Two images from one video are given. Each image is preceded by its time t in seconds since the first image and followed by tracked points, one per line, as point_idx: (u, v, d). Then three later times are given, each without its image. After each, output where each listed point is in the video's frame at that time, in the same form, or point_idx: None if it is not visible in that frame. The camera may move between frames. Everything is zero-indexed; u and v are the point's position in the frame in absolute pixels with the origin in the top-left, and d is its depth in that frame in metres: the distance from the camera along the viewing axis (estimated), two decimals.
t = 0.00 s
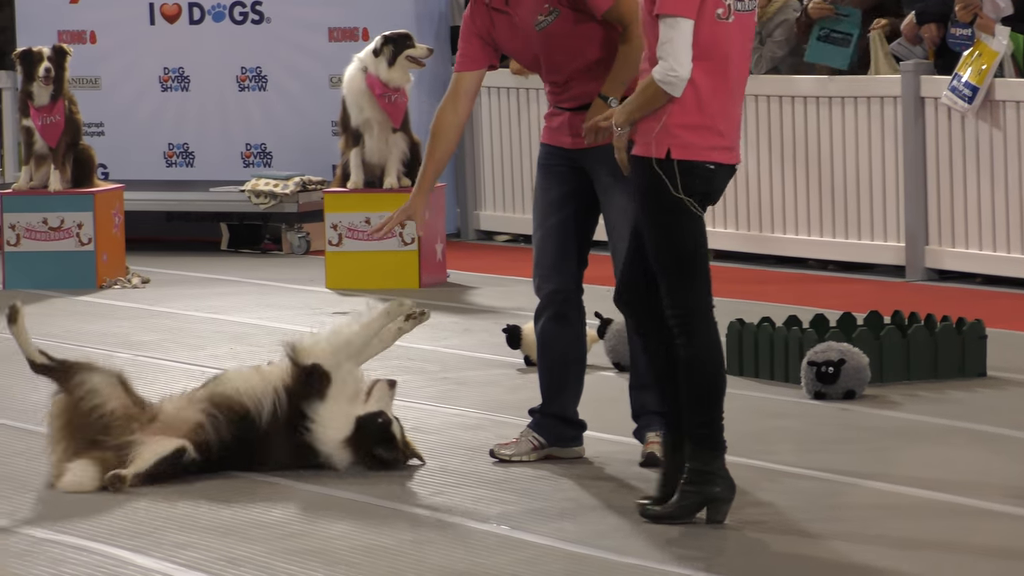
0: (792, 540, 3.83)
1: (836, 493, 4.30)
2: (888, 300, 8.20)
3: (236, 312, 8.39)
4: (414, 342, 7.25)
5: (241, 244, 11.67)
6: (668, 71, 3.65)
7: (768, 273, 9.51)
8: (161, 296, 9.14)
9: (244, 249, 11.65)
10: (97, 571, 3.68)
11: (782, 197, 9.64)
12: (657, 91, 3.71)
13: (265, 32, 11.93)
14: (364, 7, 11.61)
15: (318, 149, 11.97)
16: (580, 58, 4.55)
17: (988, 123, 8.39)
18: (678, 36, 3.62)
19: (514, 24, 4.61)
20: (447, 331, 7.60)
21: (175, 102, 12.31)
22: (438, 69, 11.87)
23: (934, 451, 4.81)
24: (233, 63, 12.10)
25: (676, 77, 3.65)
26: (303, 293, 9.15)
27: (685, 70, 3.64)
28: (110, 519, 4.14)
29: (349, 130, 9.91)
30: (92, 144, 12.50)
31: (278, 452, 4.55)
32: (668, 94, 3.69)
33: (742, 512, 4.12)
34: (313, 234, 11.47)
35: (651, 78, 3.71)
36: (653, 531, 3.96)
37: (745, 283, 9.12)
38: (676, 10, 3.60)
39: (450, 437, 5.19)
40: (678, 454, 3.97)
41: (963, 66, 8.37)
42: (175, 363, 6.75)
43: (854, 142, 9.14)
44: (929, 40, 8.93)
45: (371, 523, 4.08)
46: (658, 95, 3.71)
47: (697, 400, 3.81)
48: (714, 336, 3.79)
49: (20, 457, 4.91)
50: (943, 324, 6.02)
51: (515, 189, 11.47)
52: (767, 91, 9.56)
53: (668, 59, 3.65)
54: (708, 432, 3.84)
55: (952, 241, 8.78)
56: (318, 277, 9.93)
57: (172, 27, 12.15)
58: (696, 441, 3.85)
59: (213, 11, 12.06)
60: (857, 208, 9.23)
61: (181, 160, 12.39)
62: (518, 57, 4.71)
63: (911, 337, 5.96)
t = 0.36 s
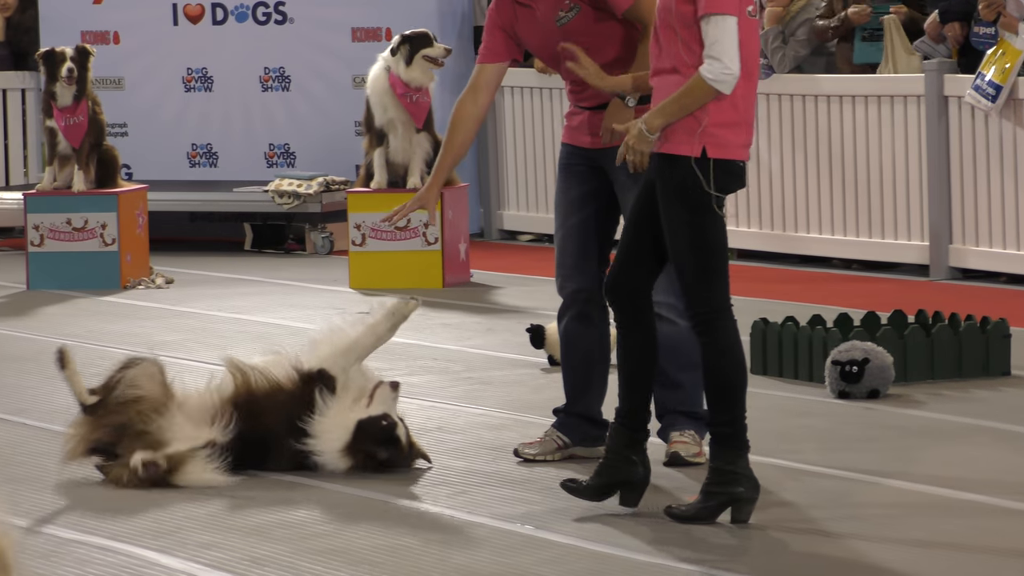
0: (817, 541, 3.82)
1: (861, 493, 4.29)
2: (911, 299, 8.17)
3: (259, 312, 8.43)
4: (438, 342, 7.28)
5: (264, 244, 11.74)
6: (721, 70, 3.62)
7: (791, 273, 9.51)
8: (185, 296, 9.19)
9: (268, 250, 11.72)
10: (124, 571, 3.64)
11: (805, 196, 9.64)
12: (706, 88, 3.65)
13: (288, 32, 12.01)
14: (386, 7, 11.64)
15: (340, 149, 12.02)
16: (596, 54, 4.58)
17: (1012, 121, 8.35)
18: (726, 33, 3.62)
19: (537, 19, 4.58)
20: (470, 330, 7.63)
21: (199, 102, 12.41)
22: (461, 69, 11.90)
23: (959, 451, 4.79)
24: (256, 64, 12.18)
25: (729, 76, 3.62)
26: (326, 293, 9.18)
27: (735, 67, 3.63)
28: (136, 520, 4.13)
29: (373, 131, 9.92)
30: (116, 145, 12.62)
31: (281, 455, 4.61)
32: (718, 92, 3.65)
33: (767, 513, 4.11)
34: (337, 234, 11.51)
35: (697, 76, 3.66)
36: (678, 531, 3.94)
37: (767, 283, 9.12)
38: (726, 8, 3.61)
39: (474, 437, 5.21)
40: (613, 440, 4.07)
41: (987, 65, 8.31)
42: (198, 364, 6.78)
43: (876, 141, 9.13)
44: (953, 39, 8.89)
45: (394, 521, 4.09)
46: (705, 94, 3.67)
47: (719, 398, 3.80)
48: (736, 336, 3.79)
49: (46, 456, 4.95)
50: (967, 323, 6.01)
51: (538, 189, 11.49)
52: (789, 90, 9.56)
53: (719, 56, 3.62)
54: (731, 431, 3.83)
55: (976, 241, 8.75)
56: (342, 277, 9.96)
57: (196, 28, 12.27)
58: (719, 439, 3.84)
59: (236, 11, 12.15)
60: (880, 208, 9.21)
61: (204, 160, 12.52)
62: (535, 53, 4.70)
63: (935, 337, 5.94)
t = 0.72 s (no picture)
0: (841, 542, 3.81)
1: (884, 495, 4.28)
2: (935, 300, 8.16)
3: (282, 312, 8.46)
4: (461, 342, 7.30)
5: (287, 245, 11.80)
6: (694, 80, 3.65)
7: (813, 273, 9.50)
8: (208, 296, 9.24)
9: (291, 250, 11.78)
10: (148, 571, 3.63)
11: (828, 196, 9.63)
12: (676, 102, 3.68)
13: (311, 33, 12.07)
14: (409, 7, 11.67)
15: (363, 150, 12.07)
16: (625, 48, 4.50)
17: None
18: (705, 42, 3.65)
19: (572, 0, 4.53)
20: (493, 331, 7.65)
21: (221, 102, 12.48)
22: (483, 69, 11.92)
23: (983, 453, 4.77)
24: (279, 66, 12.24)
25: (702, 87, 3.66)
26: (350, 294, 9.21)
27: (704, 78, 3.65)
28: (159, 517, 4.12)
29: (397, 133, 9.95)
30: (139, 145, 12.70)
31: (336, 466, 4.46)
32: (686, 104, 3.68)
33: (791, 515, 4.09)
34: (359, 235, 11.56)
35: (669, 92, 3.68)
36: (699, 532, 3.94)
37: (789, 283, 9.12)
38: (705, 16, 3.65)
39: (497, 438, 5.22)
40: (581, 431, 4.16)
41: (1010, 65, 8.24)
42: (222, 364, 6.81)
43: (899, 141, 9.11)
44: (977, 40, 8.87)
45: (416, 521, 4.10)
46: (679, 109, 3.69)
47: (739, 395, 3.77)
48: (752, 330, 3.77)
49: (71, 455, 4.98)
50: (991, 324, 5.99)
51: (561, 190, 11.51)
52: (812, 91, 9.56)
53: (691, 67, 3.65)
54: (753, 429, 3.80)
55: (1000, 242, 8.72)
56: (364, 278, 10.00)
57: (219, 28, 12.35)
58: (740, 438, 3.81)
59: (259, 12, 12.20)
60: (904, 209, 9.18)
61: (227, 161, 12.59)
62: (571, 41, 4.66)
63: (958, 337, 5.93)
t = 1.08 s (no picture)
0: (853, 543, 3.81)
1: (898, 497, 4.27)
2: (948, 301, 8.15)
3: (294, 312, 8.48)
4: (472, 342, 7.31)
5: (300, 245, 11.83)
6: (588, 83, 3.78)
7: (825, 274, 9.49)
8: (220, 296, 9.26)
9: (303, 250, 11.80)
10: (160, 570, 3.64)
11: (841, 198, 9.63)
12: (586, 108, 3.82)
13: (324, 32, 12.10)
14: (421, 7, 11.69)
15: (376, 149, 12.09)
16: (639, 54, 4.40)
17: None
18: (592, 46, 3.78)
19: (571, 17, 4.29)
20: (504, 331, 7.65)
21: (234, 102, 12.51)
22: (496, 69, 11.93)
23: (995, 454, 4.77)
24: (292, 65, 12.26)
25: (599, 87, 3.78)
26: (362, 293, 9.22)
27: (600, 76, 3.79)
28: (170, 517, 4.13)
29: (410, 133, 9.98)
30: (152, 145, 12.73)
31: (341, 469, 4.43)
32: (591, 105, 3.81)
33: (804, 517, 4.07)
34: (372, 234, 11.57)
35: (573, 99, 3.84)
36: (710, 533, 3.94)
37: (802, 284, 9.11)
38: (585, 23, 3.78)
39: (508, 439, 5.22)
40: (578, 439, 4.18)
41: None
42: (233, 363, 6.81)
43: (912, 142, 9.10)
44: (990, 41, 8.86)
45: (428, 521, 4.10)
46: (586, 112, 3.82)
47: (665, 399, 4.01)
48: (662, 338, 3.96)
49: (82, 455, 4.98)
50: (1002, 325, 5.98)
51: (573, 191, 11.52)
52: (825, 91, 9.58)
53: (588, 68, 3.78)
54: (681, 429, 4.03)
55: (1012, 242, 8.70)
56: (376, 278, 10.01)
57: (232, 28, 12.38)
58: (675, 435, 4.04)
59: (272, 12, 12.24)
60: (917, 211, 9.17)
61: (239, 160, 12.61)
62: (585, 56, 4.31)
63: (970, 338, 5.92)
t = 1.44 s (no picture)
0: (856, 542, 3.80)
1: (903, 496, 4.27)
2: (952, 301, 8.14)
3: (297, 311, 8.48)
4: (476, 342, 7.30)
5: (304, 244, 11.83)
6: (560, 65, 3.77)
7: (829, 274, 9.48)
8: (224, 295, 9.26)
9: (307, 249, 11.80)
10: (164, 570, 3.64)
11: (845, 198, 9.63)
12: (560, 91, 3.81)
13: (327, 31, 12.12)
14: (425, 7, 11.70)
15: (379, 148, 12.09)
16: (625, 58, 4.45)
17: None
18: (563, 28, 3.77)
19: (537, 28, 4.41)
20: (508, 330, 7.65)
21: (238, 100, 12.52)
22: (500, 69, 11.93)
23: (999, 454, 4.76)
24: (296, 64, 12.28)
25: (571, 69, 3.77)
26: (366, 293, 9.22)
27: (570, 58, 3.77)
28: (175, 516, 4.12)
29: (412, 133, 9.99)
30: (156, 143, 12.74)
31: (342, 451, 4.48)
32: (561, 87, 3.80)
33: (808, 517, 4.06)
34: (375, 233, 11.57)
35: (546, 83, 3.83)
36: (715, 532, 3.93)
37: (805, 284, 9.10)
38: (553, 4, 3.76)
39: (512, 438, 5.22)
40: (555, 439, 4.05)
41: None
42: (236, 362, 6.80)
43: (917, 142, 9.10)
44: (995, 40, 8.85)
45: (433, 520, 4.09)
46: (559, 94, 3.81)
47: (562, 380, 3.96)
48: (582, 325, 3.91)
49: (85, 454, 4.98)
50: (1006, 325, 5.98)
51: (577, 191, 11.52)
52: (829, 91, 9.58)
53: (559, 53, 3.77)
54: (573, 414, 4.00)
55: (1016, 242, 8.68)
56: (380, 277, 10.01)
57: (236, 27, 12.40)
58: (560, 419, 4.01)
59: (276, 11, 12.26)
60: (921, 211, 9.16)
61: (243, 159, 12.62)
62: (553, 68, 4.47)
63: (974, 337, 5.92)
